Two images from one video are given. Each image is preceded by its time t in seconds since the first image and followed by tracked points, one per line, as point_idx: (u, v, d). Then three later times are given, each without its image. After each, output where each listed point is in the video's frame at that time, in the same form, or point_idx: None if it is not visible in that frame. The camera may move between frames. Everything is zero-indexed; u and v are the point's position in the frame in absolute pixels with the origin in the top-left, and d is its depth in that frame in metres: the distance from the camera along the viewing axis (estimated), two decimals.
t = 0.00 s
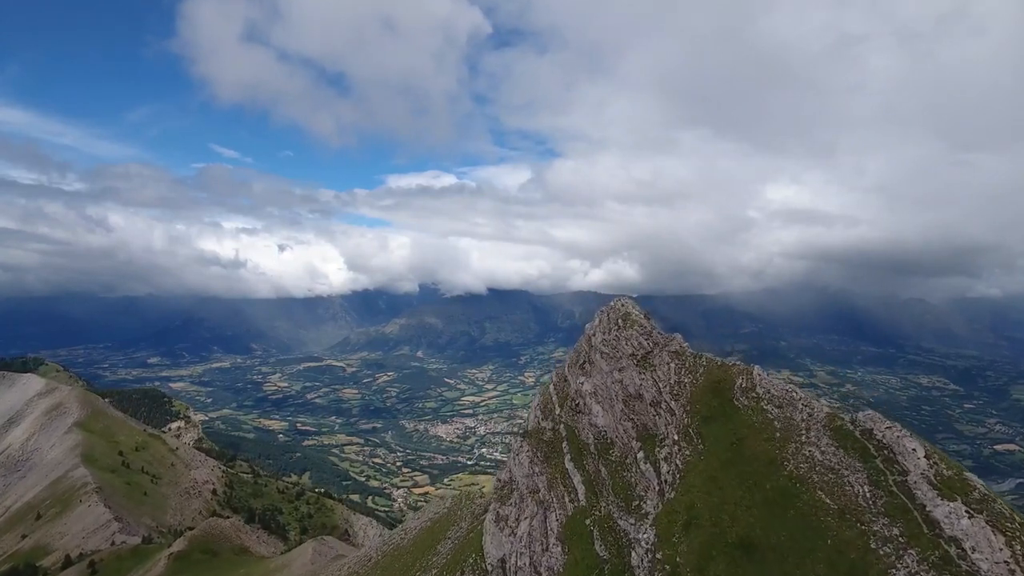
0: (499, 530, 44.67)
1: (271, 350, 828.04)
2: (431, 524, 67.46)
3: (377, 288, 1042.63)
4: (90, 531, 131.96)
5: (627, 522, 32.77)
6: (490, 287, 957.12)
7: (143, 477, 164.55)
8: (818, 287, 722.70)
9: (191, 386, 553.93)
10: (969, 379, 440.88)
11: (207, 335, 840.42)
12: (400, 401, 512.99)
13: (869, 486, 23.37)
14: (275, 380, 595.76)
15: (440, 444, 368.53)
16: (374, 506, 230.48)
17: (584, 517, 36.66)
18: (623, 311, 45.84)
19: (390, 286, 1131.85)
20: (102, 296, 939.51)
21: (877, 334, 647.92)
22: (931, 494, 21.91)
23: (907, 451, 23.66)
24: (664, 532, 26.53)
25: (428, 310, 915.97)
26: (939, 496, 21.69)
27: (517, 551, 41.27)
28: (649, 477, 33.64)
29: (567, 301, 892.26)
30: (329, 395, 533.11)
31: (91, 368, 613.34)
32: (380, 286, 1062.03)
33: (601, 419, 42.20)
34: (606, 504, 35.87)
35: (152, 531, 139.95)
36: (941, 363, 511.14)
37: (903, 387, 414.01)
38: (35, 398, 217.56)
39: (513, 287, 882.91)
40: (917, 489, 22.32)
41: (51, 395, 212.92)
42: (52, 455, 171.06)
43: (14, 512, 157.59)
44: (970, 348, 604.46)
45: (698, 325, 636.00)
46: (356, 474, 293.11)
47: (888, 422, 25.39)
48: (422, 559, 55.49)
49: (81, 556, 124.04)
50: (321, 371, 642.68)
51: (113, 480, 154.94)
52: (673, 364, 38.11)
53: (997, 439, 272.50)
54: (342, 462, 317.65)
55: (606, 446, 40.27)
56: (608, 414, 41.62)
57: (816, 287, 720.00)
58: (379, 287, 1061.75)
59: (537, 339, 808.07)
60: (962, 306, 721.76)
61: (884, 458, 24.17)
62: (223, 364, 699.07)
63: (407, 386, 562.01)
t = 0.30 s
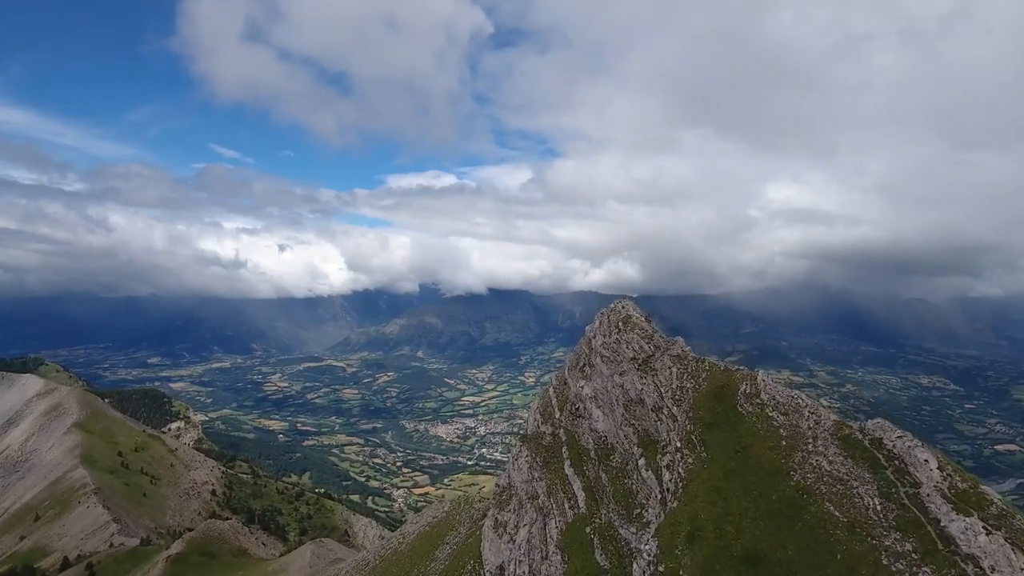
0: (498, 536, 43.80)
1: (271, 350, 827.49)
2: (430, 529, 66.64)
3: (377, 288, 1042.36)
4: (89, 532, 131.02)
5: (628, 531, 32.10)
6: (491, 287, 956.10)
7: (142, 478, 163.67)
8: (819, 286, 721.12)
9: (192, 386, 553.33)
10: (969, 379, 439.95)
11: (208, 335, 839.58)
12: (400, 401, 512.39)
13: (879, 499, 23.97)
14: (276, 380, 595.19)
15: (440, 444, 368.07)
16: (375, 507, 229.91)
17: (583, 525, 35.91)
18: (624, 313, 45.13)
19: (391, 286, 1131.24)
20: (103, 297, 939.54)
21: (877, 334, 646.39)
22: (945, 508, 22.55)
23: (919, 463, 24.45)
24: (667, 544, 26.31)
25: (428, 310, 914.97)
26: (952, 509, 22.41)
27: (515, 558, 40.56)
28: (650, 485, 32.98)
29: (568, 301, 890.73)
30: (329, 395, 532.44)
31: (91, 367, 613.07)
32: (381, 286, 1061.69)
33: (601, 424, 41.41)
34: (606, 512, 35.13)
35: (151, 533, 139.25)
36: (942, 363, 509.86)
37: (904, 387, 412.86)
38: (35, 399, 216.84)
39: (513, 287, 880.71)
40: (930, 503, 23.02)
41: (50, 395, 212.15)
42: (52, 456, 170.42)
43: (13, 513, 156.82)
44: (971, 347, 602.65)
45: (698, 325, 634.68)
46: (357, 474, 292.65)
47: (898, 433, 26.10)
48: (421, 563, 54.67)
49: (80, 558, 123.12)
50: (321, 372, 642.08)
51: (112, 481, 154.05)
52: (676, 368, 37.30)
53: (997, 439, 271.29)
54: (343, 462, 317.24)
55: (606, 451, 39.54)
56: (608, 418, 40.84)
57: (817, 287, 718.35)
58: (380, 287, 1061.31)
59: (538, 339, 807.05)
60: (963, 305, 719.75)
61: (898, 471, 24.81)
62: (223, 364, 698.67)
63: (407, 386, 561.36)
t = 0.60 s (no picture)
0: (496, 544, 42.96)
1: (271, 350, 826.63)
2: (427, 534, 65.64)
3: (378, 288, 1041.58)
4: (87, 534, 130.07)
5: (628, 540, 31.61)
6: (491, 287, 954.98)
7: (141, 478, 162.88)
8: (819, 286, 719.44)
9: (192, 386, 552.47)
10: (969, 379, 439.15)
11: (208, 335, 838.35)
12: (400, 401, 511.73)
13: (891, 514, 24.76)
14: (276, 380, 594.40)
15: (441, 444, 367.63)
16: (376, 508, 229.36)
17: (583, 534, 35.11)
18: (624, 315, 44.42)
19: (391, 286, 1130.10)
20: (103, 296, 938.62)
21: (878, 334, 645.31)
22: (963, 525, 23.33)
23: (937, 478, 25.29)
24: (670, 558, 26.77)
25: (428, 310, 913.83)
26: (971, 528, 23.16)
27: (512, 566, 39.84)
28: (652, 494, 32.43)
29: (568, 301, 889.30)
30: (329, 395, 531.68)
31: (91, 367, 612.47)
32: (381, 286, 1061.05)
33: (601, 431, 40.60)
34: (606, 520, 34.45)
35: (150, 534, 138.44)
36: (942, 363, 509.05)
37: (905, 387, 411.83)
38: (34, 399, 215.94)
39: (513, 286, 879.95)
40: (946, 520, 23.86)
41: (49, 396, 211.24)
42: (50, 457, 169.56)
43: (12, 515, 155.84)
44: (971, 347, 601.56)
45: (699, 325, 633.51)
46: (357, 475, 292.11)
47: (914, 446, 27.10)
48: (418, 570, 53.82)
49: (78, 560, 122.10)
50: (321, 372, 641.18)
51: (111, 482, 153.16)
52: (678, 374, 36.46)
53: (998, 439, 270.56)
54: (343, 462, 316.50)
55: (606, 458, 38.75)
56: (609, 423, 40.09)
57: (818, 287, 716.53)
58: (380, 287, 1060.66)
59: (538, 339, 806.17)
60: (963, 305, 718.53)
61: (914, 486, 25.66)
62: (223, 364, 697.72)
63: (407, 387, 560.67)
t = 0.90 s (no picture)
0: (495, 551, 42.18)
1: (272, 350, 826.17)
2: (425, 539, 64.88)
3: (378, 288, 1041.16)
4: (86, 535, 129.19)
5: (629, 550, 31.14)
6: (491, 287, 954.21)
7: (140, 479, 162.17)
8: (820, 286, 718.18)
9: (192, 386, 551.99)
10: (970, 379, 438.44)
11: (208, 335, 838.34)
12: (400, 401, 511.27)
13: (904, 528, 24.28)
14: (276, 380, 593.99)
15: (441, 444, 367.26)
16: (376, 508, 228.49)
17: (583, 543, 34.54)
18: (626, 316, 43.77)
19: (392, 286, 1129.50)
20: (103, 296, 938.17)
21: (878, 334, 644.65)
22: (980, 543, 22.85)
23: (949, 490, 24.97)
24: (673, 571, 26.38)
25: (428, 310, 913.27)
26: (988, 546, 22.65)
27: None
28: (653, 502, 31.98)
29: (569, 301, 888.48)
30: (329, 395, 531.15)
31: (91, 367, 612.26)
32: (381, 286, 1060.80)
33: (602, 436, 39.90)
34: (607, 528, 33.97)
35: (149, 535, 137.60)
36: (943, 363, 508.32)
37: (905, 387, 411.34)
38: (33, 400, 215.03)
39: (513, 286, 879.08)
40: (961, 536, 23.36)
41: (48, 396, 210.32)
42: (49, 458, 168.77)
43: (10, 516, 154.94)
44: (971, 347, 600.65)
45: (699, 325, 633.08)
46: (357, 475, 291.58)
47: (924, 458, 26.85)
48: None
49: (77, 561, 121.26)
50: (322, 372, 640.69)
51: (110, 483, 152.51)
52: (681, 379, 36.09)
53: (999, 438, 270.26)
54: (343, 462, 315.91)
55: (607, 464, 38.14)
56: (610, 429, 39.37)
57: (818, 287, 715.37)
58: (380, 287, 1060.43)
59: (538, 339, 805.56)
60: (963, 305, 717.52)
61: (925, 498, 25.29)
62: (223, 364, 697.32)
63: (407, 387, 560.18)
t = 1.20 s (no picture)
0: (494, 559, 41.47)
1: (272, 351, 826.00)
2: (424, 544, 64.10)
3: (378, 288, 1040.89)
4: (84, 536, 128.33)
5: (631, 562, 30.59)
6: (491, 287, 953.28)
7: (139, 480, 161.47)
8: (820, 286, 716.43)
9: (192, 386, 551.79)
10: (970, 379, 437.39)
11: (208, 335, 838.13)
12: (401, 401, 510.72)
13: (917, 544, 23.54)
14: (276, 380, 593.70)
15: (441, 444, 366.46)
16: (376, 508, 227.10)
17: (584, 552, 33.88)
18: (627, 320, 43.02)
19: (392, 286, 1129.29)
20: (105, 297, 938.90)
21: (878, 334, 643.36)
22: (997, 561, 22.15)
23: (965, 504, 24.10)
24: None
25: (429, 310, 912.40)
26: (1004, 564, 21.96)
27: None
28: (655, 512, 31.45)
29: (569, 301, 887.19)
30: (329, 395, 530.55)
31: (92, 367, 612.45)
32: (381, 286, 1060.53)
33: (602, 442, 39.15)
34: (607, 538, 33.29)
35: (147, 537, 136.77)
36: (943, 363, 507.33)
37: (905, 387, 410.35)
38: (32, 400, 214.33)
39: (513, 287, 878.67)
40: (978, 555, 22.58)
41: (47, 397, 209.57)
42: (48, 459, 167.96)
43: (9, 517, 154.03)
44: (972, 347, 599.24)
45: (699, 325, 632.13)
46: (357, 475, 290.61)
47: (934, 467, 26.01)
48: None
49: (75, 562, 120.50)
50: (322, 372, 640.16)
51: (109, 484, 151.71)
52: (683, 385, 35.40)
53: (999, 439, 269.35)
54: (343, 462, 315.09)
55: (607, 471, 37.44)
56: (611, 435, 38.56)
57: (819, 287, 713.65)
58: (381, 287, 1060.18)
59: (538, 339, 804.97)
60: (964, 305, 716.21)
61: (940, 511, 24.48)
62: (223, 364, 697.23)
63: (407, 387, 559.58)
